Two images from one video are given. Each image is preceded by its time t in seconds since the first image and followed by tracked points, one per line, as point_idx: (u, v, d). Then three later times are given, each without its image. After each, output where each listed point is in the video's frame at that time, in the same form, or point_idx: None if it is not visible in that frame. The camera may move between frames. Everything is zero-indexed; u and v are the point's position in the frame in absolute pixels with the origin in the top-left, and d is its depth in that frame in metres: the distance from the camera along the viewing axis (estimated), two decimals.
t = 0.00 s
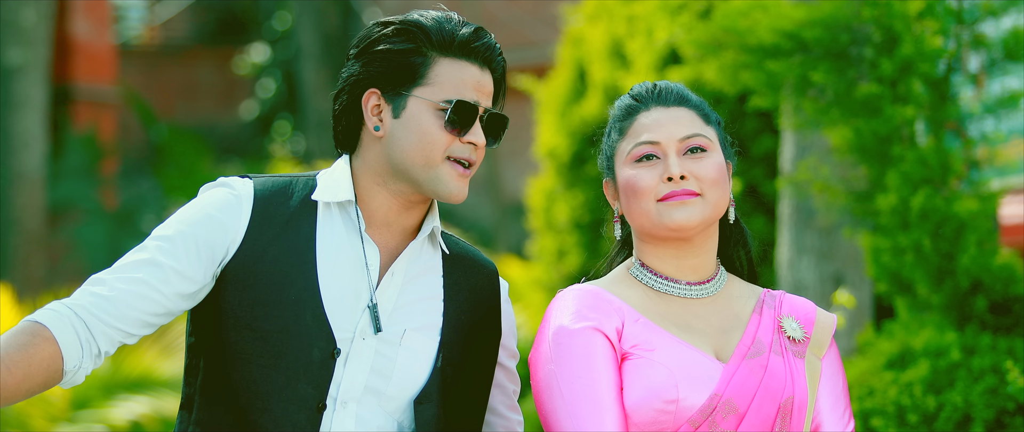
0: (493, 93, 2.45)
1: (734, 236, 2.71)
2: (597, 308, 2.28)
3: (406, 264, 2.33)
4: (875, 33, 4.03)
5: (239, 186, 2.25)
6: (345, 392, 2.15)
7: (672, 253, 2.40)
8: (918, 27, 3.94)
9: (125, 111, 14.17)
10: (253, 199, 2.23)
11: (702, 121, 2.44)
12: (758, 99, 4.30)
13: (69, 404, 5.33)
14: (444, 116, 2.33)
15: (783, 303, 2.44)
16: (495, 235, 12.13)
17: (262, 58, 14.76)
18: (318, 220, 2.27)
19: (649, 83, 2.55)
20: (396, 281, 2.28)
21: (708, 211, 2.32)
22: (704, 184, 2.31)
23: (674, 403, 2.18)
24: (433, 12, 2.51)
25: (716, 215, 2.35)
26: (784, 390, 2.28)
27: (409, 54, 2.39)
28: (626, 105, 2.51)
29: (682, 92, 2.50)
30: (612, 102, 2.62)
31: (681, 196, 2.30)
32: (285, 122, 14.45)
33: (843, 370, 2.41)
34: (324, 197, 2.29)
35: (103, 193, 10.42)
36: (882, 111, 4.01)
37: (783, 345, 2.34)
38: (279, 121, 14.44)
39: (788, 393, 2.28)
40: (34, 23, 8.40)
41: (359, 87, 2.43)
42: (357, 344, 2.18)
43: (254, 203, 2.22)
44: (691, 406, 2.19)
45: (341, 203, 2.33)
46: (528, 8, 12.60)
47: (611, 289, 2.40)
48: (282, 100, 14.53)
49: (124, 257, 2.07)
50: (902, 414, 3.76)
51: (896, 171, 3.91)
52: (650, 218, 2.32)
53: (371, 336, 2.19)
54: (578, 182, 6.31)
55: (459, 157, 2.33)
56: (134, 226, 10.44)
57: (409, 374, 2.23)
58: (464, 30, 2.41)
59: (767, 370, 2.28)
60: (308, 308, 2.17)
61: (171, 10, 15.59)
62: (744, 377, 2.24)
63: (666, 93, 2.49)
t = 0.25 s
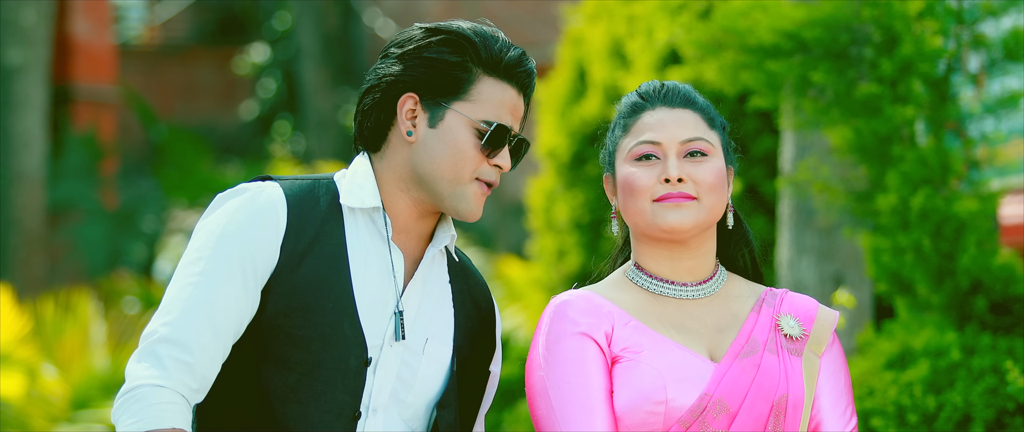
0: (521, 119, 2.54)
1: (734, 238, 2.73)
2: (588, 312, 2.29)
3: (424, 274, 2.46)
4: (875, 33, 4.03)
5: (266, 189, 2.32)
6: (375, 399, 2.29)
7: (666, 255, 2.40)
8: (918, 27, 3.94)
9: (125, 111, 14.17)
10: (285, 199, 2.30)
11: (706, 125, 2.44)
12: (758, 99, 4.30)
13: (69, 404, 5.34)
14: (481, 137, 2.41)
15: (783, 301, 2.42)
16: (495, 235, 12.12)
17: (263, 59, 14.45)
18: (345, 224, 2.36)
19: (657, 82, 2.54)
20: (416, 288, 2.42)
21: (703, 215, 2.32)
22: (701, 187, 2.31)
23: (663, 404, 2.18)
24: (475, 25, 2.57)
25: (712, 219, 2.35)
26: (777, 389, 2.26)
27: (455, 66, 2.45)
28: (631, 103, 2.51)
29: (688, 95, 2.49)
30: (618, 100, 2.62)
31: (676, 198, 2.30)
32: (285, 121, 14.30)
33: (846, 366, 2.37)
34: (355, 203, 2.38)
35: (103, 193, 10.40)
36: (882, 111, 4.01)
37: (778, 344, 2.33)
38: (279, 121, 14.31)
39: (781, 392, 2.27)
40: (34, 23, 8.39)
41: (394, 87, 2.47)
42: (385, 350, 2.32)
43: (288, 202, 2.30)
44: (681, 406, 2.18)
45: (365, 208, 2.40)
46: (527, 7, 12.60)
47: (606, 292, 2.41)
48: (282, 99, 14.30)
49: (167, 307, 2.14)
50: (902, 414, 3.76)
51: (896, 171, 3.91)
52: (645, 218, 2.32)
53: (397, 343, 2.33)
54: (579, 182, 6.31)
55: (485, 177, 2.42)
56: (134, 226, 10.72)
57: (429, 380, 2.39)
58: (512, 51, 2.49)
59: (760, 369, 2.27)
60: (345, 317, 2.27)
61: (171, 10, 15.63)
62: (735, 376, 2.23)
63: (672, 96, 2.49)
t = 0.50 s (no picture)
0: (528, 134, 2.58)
1: (732, 240, 2.71)
2: (586, 315, 2.30)
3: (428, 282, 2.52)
4: (875, 33, 4.03)
5: (299, 190, 2.33)
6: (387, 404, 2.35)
7: (663, 256, 2.41)
8: (918, 27, 3.94)
9: (124, 111, 14.17)
10: (315, 205, 2.30)
11: (707, 127, 2.43)
12: (758, 99, 4.30)
13: (69, 404, 5.33)
14: (494, 152, 2.44)
15: (779, 299, 2.43)
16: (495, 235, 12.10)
17: (262, 58, 14.62)
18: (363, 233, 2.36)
19: (659, 83, 2.54)
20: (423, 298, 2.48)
21: (700, 217, 2.32)
22: (698, 190, 2.31)
23: (663, 405, 2.18)
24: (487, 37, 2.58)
25: (709, 222, 2.35)
26: (775, 387, 2.26)
27: (469, 80, 2.46)
28: (633, 102, 2.50)
29: (689, 97, 2.49)
30: (619, 100, 2.62)
31: (674, 200, 2.30)
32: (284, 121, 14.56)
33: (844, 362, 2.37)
34: (367, 210, 2.39)
35: (103, 193, 10.39)
36: (882, 111, 4.01)
37: (775, 342, 2.33)
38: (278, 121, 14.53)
39: (780, 390, 2.26)
40: (34, 22, 8.40)
41: (409, 97, 2.46)
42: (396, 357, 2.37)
43: (318, 207, 2.30)
44: (680, 407, 2.18)
45: (379, 215, 2.41)
46: (528, 7, 12.56)
47: (603, 295, 2.41)
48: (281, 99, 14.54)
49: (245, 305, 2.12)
50: (902, 414, 3.76)
51: (896, 171, 3.91)
52: (641, 218, 2.33)
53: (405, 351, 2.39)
54: (579, 182, 6.31)
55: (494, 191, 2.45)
56: (134, 227, 10.71)
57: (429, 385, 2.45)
58: (526, 68, 2.52)
59: (758, 367, 2.27)
60: (372, 321, 2.28)
61: (171, 11, 15.33)
62: (733, 375, 2.23)
63: (674, 98, 2.48)
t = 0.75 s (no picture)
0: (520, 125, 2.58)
1: (727, 241, 2.72)
2: (592, 312, 2.28)
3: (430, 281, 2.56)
4: (875, 33, 4.03)
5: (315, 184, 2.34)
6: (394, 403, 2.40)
7: (663, 256, 2.40)
8: (918, 27, 3.94)
9: (124, 110, 14.16)
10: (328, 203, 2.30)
11: (704, 126, 2.43)
12: (758, 99, 4.30)
13: (69, 404, 5.34)
14: (489, 148, 2.44)
15: (775, 300, 2.45)
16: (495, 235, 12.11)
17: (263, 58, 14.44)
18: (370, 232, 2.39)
19: (655, 83, 2.54)
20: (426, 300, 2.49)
21: (703, 217, 2.32)
22: (700, 190, 2.31)
23: (672, 404, 2.17)
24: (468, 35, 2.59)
25: (710, 221, 2.35)
26: (780, 387, 2.27)
27: (457, 80, 2.46)
28: (630, 102, 2.50)
29: (686, 96, 2.49)
30: (616, 101, 2.61)
31: (676, 200, 2.30)
32: (285, 122, 14.35)
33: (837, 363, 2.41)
34: (367, 210, 2.39)
35: (103, 193, 10.38)
36: (882, 111, 4.01)
37: (777, 342, 2.35)
38: (279, 122, 14.34)
39: (784, 390, 2.28)
40: (34, 23, 8.39)
41: (398, 101, 2.47)
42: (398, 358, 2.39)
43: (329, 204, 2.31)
44: (689, 406, 2.17)
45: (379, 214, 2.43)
46: (528, 7, 12.48)
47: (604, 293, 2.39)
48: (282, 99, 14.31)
49: (293, 252, 2.09)
50: (901, 414, 3.76)
51: (896, 170, 3.91)
52: (643, 219, 2.33)
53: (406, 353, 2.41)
54: (578, 182, 6.31)
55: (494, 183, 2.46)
56: (134, 227, 10.70)
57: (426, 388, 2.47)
58: (511, 61, 2.53)
59: (762, 367, 2.27)
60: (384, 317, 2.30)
61: (171, 10, 15.38)
62: (740, 375, 2.24)
63: (671, 96, 2.48)
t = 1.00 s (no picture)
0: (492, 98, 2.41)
1: (721, 241, 2.72)
2: (603, 307, 2.25)
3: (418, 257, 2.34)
4: (875, 33, 4.03)
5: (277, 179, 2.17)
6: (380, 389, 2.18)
7: (665, 255, 2.39)
8: (918, 27, 3.94)
9: (124, 110, 14.15)
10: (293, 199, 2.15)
11: (701, 125, 2.44)
12: (758, 100, 4.30)
13: (69, 404, 5.34)
14: (456, 130, 2.28)
15: (769, 303, 2.48)
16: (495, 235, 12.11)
17: (262, 58, 14.68)
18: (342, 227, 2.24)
19: (649, 83, 2.54)
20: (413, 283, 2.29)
21: (704, 216, 2.32)
22: (700, 189, 2.30)
23: (687, 402, 2.16)
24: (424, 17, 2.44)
25: (711, 220, 2.35)
26: (786, 388, 2.29)
27: (414, 67, 2.31)
28: (624, 105, 2.50)
29: (681, 96, 2.49)
30: (610, 103, 2.61)
31: (676, 201, 2.30)
32: (285, 122, 14.54)
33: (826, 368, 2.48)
34: (337, 205, 2.24)
35: (103, 193, 10.38)
36: (882, 111, 4.01)
37: (779, 344, 2.37)
38: (279, 122, 14.51)
39: (789, 391, 2.30)
40: (34, 23, 8.39)
41: (359, 98, 2.34)
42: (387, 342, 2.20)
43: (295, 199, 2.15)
44: (704, 405, 2.16)
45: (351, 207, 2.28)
46: (528, 7, 12.28)
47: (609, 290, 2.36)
48: (282, 99, 14.51)
49: (234, 231, 1.92)
50: (901, 414, 3.76)
51: (896, 170, 3.91)
52: (644, 222, 2.32)
53: (392, 338, 2.20)
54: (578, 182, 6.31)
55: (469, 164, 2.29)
56: (134, 226, 10.70)
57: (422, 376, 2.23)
58: (468, 38, 2.36)
59: (769, 368, 2.29)
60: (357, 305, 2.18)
61: (171, 10, 15.46)
62: (751, 375, 2.25)
63: (666, 96, 2.48)
